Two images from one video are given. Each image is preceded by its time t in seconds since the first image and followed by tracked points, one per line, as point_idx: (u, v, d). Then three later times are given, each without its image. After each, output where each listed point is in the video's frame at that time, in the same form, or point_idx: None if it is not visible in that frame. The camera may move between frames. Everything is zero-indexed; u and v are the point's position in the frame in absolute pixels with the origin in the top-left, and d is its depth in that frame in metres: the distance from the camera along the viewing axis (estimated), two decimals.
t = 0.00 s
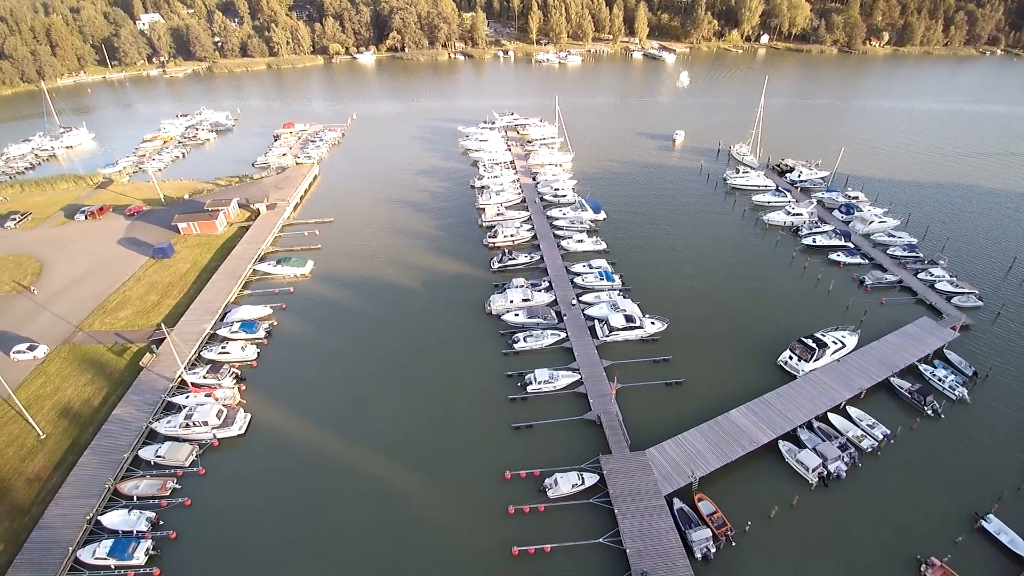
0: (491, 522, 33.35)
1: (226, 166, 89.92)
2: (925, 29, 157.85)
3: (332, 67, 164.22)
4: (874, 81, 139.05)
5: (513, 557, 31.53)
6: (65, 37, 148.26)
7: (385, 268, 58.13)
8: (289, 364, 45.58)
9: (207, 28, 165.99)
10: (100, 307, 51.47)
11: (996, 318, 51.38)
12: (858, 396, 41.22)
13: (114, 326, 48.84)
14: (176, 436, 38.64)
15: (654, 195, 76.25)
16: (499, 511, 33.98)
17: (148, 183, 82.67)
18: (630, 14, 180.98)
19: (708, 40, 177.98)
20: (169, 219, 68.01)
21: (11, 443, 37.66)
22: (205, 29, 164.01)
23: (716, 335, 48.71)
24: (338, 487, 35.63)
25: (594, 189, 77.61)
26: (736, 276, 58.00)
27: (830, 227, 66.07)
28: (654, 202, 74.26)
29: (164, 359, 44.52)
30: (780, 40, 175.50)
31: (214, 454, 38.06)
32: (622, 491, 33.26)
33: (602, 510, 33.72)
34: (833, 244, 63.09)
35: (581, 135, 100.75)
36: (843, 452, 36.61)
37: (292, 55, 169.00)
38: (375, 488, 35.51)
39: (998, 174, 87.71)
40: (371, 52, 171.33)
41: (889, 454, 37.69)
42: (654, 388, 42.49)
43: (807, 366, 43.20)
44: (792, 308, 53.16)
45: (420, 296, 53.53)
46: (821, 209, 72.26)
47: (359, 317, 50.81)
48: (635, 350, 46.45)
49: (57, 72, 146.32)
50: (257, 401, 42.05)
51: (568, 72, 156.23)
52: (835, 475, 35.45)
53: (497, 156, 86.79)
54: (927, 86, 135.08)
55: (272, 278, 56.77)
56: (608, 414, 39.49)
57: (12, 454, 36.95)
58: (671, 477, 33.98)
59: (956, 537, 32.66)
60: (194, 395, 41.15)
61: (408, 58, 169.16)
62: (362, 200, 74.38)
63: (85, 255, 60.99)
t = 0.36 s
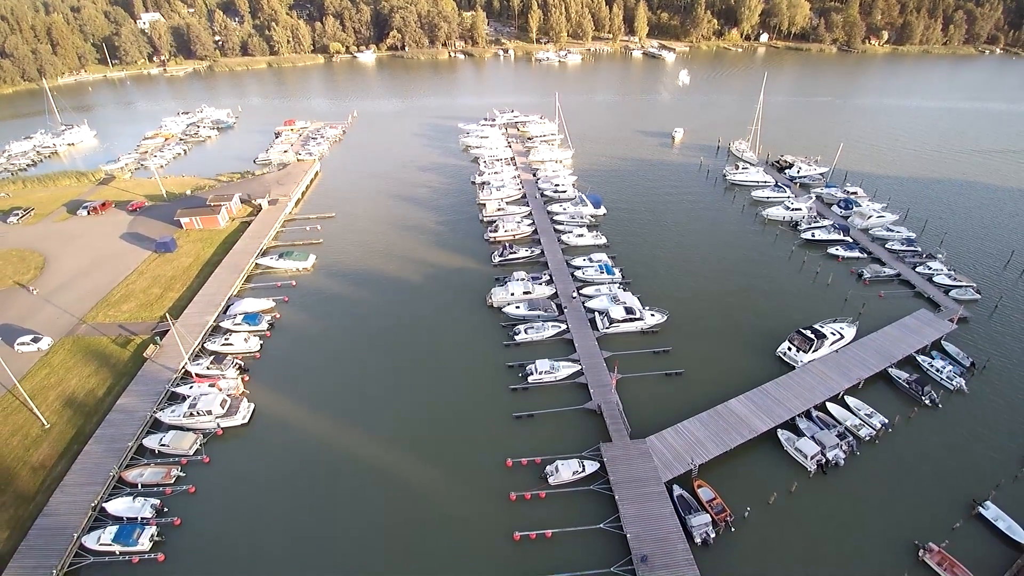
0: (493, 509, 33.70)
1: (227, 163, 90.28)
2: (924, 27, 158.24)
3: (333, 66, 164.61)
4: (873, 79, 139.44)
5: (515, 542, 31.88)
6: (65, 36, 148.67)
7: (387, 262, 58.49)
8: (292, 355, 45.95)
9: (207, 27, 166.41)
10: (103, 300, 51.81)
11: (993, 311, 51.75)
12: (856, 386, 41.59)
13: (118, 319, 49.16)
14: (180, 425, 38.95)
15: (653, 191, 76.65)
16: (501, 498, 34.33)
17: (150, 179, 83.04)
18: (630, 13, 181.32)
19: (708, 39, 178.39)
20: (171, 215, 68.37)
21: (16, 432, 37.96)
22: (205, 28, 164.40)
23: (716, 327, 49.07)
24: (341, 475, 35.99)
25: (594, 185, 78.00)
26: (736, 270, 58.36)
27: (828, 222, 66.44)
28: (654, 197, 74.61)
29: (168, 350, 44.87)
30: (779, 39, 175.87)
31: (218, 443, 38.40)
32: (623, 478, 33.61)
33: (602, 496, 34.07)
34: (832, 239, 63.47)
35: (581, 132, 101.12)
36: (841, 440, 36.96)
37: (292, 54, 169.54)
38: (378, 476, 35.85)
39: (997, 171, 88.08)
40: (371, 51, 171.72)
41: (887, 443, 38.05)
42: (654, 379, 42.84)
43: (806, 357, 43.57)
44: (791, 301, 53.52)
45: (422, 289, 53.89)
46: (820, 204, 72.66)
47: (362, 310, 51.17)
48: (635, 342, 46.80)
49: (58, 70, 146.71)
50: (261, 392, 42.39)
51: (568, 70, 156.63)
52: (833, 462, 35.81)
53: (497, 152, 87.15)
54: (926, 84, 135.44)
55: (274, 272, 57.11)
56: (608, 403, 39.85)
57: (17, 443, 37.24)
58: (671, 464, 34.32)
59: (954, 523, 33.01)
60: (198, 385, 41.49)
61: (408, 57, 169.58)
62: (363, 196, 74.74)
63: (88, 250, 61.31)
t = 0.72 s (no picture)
0: (494, 497, 33.93)
1: (228, 160, 90.49)
2: (924, 26, 158.53)
3: (333, 65, 164.88)
4: (873, 78, 139.72)
5: (516, 529, 32.13)
6: (66, 35, 148.96)
7: (388, 256, 58.71)
8: (294, 348, 46.19)
9: (208, 26, 166.66)
10: (105, 294, 52.03)
11: (992, 305, 51.98)
12: (855, 377, 41.81)
13: (120, 312, 49.38)
14: (183, 416, 39.16)
15: (653, 187, 76.88)
16: (502, 486, 34.57)
17: (152, 175, 83.26)
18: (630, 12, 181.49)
19: (708, 38, 178.67)
20: (173, 210, 68.59)
21: (20, 423, 38.13)
22: (206, 27, 164.68)
23: (715, 321, 49.29)
24: (343, 464, 36.26)
25: (595, 181, 78.24)
26: (736, 264, 58.56)
27: (828, 217, 66.66)
28: (654, 193, 74.81)
29: (170, 343, 45.08)
30: (779, 37, 176.12)
31: (220, 434, 38.60)
32: (623, 467, 33.82)
33: (602, 485, 34.30)
34: (832, 234, 63.69)
35: (581, 129, 101.38)
36: (840, 430, 37.19)
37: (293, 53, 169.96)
38: (380, 466, 36.04)
39: (997, 167, 88.29)
40: (371, 50, 172.02)
41: (885, 433, 38.28)
42: (654, 371, 43.07)
43: (805, 349, 43.79)
44: (791, 295, 53.73)
45: (423, 283, 54.11)
46: (819, 200, 72.85)
47: (363, 304, 51.37)
48: (636, 335, 47.01)
49: (59, 69, 146.94)
50: (263, 384, 42.61)
51: (568, 69, 156.91)
52: (832, 452, 36.01)
53: (498, 149, 87.40)
54: (926, 82, 135.73)
55: (276, 266, 57.33)
56: (608, 394, 40.09)
57: (20, 433, 37.43)
58: (672, 453, 34.52)
59: (953, 512, 33.21)
60: (201, 377, 41.72)
61: (408, 55, 169.87)
62: (364, 192, 74.97)
63: (89, 245, 61.54)
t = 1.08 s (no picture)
0: (494, 488, 34.05)
1: (229, 158, 90.55)
2: (923, 25, 158.76)
3: (333, 63, 164.91)
4: (873, 76, 139.88)
5: (516, 519, 32.23)
6: (66, 34, 148.95)
7: (388, 252, 58.88)
8: (294, 342, 46.30)
9: (208, 25, 166.80)
10: (106, 289, 52.10)
11: (990, 299, 52.12)
12: (854, 370, 41.94)
13: (121, 307, 49.47)
14: (183, 409, 39.29)
15: (653, 183, 77.00)
16: (502, 477, 34.68)
17: (152, 173, 83.31)
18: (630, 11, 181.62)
19: (707, 37, 178.96)
20: (173, 207, 68.69)
21: (20, 416, 38.18)
22: (206, 26, 164.83)
23: (715, 314, 49.41)
24: (344, 456, 36.37)
25: (594, 178, 78.33)
26: (735, 260, 58.68)
27: (827, 213, 66.75)
28: (654, 190, 74.90)
29: (171, 337, 45.19)
30: (779, 37, 176.29)
31: (221, 426, 38.69)
32: (623, 458, 33.91)
33: (602, 476, 34.39)
34: (831, 229, 63.83)
35: (581, 127, 101.55)
36: (840, 422, 37.30)
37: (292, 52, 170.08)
38: (380, 459, 36.17)
39: (995, 165, 88.46)
40: (371, 49, 172.09)
41: (884, 425, 38.40)
42: (654, 364, 43.23)
43: (804, 342, 43.94)
44: (790, 289, 53.86)
45: (423, 278, 54.24)
46: (818, 196, 73.05)
47: (364, 298, 51.51)
48: (635, 329, 47.14)
49: (59, 68, 146.89)
50: (264, 377, 42.73)
51: (568, 68, 157.08)
52: (831, 443, 36.14)
53: (498, 146, 87.52)
54: (925, 81, 135.84)
55: (276, 262, 57.44)
56: (608, 386, 40.19)
57: (20, 426, 37.47)
58: (671, 444, 34.63)
59: (952, 503, 33.32)
60: (202, 370, 41.80)
61: (408, 55, 170.08)
62: (365, 189, 75.10)
63: (89, 241, 61.61)
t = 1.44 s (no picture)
0: (494, 480, 34.07)
1: (228, 155, 90.52)
2: (923, 25, 158.88)
3: (333, 62, 164.84)
4: (872, 75, 139.99)
5: (516, 511, 32.25)
6: (66, 32, 148.87)
7: (388, 247, 58.89)
8: (294, 336, 46.35)
9: (208, 24, 166.83)
10: (106, 284, 52.10)
11: (990, 294, 52.14)
12: (853, 363, 41.97)
13: (120, 302, 49.47)
14: (183, 402, 39.30)
15: (653, 180, 77.00)
16: (502, 470, 34.69)
17: (152, 170, 83.31)
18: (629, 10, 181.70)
19: (707, 37, 179.11)
20: (173, 203, 68.69)
21: (19, 410, 38.16)
22: (206, 25, 164.87)
23: (715, 309, 49.44)
24: (345, 449, 36.41)
25: (594, 175, 78.36)
26: (735, 256, 58.71)
27: (827, 209, 66.79)
28: (653, 187, 74.96)
29: (171, 331, 45.20)
30: (778, 36, 176.47)
31: (221, 420, 38.70)
32: (623, 450, 33.92)
33: (602, 468, 34.41)
34: (830, 225, 63.85)
35: (581, 125, 101.64)
36: (839, 415, 37.33)
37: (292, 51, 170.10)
38: (380, 452, 36.17)
39: (995, 162, 88.49)
40: (371, 48, 172.07)
41: (884, 418, 38.43)
42: (653, 358, 43.26)
43: (803, 336, 43.97)
44: (790, 285, 53.88)
45: (423, 274, 54.25)
46: (818, 193, 73.08)
47: (363, 293, 51.52)
48: (635, 323, 47.17)
49: (58, 66, 146.74)
50: (264, 371, 42.73)
51: (568, 66, 157.13)
52: (831, 436, 36.14)
53: (497, 143, 87.56)
54: (925, 79, 135.88)
55: (276, 257, 57.43)
56: (608, 380, 40.22)
57: (20, 419, 37.49)
58: (671, 436, 34.64)
59: (952, 495, 33.34)
60: (202, 363, 41.79)
61: (408, 54, 170.18)
62: (364, 186, 75.09)
63: (89, 237, 61.59)
